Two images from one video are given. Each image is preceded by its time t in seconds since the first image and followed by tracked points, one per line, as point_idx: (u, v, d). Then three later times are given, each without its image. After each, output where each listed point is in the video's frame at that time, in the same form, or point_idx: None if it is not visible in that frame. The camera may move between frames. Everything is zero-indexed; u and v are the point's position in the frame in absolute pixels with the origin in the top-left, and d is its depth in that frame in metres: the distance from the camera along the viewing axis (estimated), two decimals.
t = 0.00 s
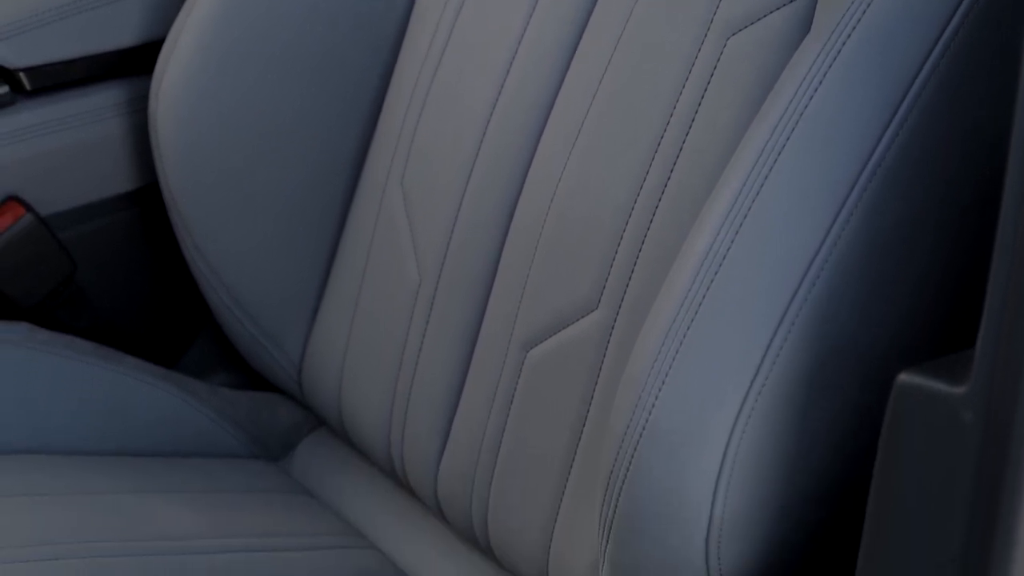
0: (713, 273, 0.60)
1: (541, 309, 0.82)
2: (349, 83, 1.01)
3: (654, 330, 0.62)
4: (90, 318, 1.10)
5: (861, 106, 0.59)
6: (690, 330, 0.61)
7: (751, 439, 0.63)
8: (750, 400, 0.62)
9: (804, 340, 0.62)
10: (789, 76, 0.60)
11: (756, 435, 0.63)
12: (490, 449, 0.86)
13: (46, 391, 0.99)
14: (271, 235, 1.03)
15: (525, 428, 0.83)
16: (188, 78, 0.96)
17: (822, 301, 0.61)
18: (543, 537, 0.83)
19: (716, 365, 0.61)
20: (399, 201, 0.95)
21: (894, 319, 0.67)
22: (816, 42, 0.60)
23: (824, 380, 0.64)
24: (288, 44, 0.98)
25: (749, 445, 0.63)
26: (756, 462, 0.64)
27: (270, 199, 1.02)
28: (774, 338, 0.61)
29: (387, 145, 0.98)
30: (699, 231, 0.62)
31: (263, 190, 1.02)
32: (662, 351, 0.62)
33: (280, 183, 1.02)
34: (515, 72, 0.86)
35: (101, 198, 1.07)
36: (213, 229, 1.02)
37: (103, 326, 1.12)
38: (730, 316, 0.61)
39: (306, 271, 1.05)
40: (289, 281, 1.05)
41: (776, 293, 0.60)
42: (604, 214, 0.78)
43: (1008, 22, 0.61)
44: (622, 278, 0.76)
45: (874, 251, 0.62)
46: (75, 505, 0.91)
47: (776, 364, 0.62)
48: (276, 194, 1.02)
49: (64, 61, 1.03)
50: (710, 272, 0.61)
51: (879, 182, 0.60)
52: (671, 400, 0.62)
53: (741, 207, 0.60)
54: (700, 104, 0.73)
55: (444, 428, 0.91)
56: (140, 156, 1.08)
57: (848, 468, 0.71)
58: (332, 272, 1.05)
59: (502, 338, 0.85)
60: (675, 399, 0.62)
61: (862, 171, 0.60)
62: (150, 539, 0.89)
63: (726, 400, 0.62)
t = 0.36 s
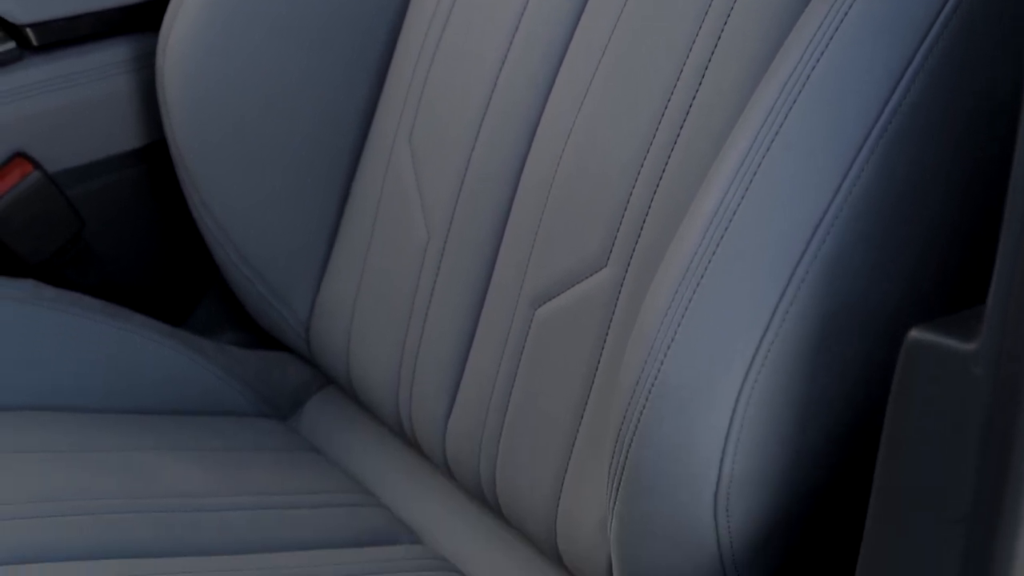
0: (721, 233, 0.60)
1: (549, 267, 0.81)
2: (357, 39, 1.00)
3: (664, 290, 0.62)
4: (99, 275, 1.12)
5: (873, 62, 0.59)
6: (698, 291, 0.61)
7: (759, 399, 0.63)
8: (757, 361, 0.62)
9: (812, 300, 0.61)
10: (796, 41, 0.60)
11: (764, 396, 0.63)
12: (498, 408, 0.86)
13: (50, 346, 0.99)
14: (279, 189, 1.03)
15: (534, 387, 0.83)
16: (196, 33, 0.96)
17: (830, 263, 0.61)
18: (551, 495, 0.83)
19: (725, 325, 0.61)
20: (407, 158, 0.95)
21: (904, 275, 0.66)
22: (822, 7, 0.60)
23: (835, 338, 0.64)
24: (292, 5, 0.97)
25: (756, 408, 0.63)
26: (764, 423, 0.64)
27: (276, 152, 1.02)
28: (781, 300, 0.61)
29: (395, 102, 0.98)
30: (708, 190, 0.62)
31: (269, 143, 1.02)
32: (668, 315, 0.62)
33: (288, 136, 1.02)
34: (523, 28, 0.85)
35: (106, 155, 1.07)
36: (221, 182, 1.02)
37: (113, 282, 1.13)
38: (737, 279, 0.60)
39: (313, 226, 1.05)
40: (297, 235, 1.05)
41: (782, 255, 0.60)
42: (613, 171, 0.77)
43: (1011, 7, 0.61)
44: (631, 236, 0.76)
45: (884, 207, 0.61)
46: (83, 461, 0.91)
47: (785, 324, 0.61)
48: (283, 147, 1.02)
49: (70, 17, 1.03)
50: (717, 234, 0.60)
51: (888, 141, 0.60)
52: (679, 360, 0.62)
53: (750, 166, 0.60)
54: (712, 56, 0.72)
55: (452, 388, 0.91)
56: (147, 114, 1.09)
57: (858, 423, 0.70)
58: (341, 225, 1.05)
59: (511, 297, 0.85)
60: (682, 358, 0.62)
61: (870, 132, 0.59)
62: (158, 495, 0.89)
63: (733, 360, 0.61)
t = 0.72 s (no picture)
0: (738, 188, 0.59)
1: (560, 231, 0.81)
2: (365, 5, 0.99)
3: (678, 248, 0.62)
4: (110, 238, 1.12)
5: (887, 21, 0.58)
6: (711, 253, 0.60)
7: (770, 362, 0.62)
8: (767, 327, 0.61)
9: (823, 265, 0.61)
10: None
11: (774, 361, 0.62)
12: (509, 371, 0.86)
13: (58, 307, 1.01)
14: (288, 150, 1.03)
15: (545, 350, 0.83)
16: None
17: (840, 226, 0.60)
18: (561, 458, 0.83)
19: (737, 289, 0.60)
20: (417, 120, 0.95)
21: (916, 235, 0.66)
22: None
23: (847, 301, 0.64)
24: None
25: (767, 373, 0.63)
26: (774, 388, 0.64)
27: (284, 114, 1.02)
28: (792, 266, 0.60)
29: (407, 63, 0.97)
30: (723, 145, 0.60)
31: (277, 106, 1.02)
32: (682, 273, 0.61)
33: (294, 96, 1.02)
34: None
35: (117, 117, 1.08)
36: (231, 140, 1.02)
37: (125, 244, 1.14)
38: (754, 239, 0.59)
39: (322, 186, 1.05)
40: (306, 197, 1.05)
41: (793, 219, 0.59)
42: (625, 133, 0.76)
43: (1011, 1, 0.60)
44: (642, 199, 0.75)
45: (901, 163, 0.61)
46: (93, 424, 0.91)
47: (796, 289, 0.61)
48: (291, 108, 1.02)
49: None
50: (735, 185, 0.59)
51: (906, 97, 0.59)
52: (692, 322, 0.61)
53: (765, 123, 0.59)
54: (727, 13, 0.70)
55: (462, 351, 0.91)
56: (156, 76, 1.09)
57: (869, 383, 0.70)
58: (350, 187, 1.05)
59: (522, 260, 0.84)
60: (695, 320, 0.61)
61: (886, 92, 0.58)
62: (169, 458, 0.89)
63: (744, 325, 0.61)
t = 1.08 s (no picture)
0: (754, 159, 0.59)
1: (574, 202, 0.81)
2: None
3: (693, 220, 0.61)
4: (123, 209, 1.13)
5: (897, 18, 0.57)
6: (725, 227, 0.60)
7: (786, 334, 0.62)
8: (783, 299, 0.61)
9: (839, 239, 0.60)
10: None
11: (791, 333, 0.62)
12: (523, 342, 0.86)
13: (73, 279, 1.01)
14: (301, 125, 1.04)
15: (560, 321, 0.82)
16: None
17: (856, 201, 0.60)
18: (575, 431, 0.83)
19: (752, 263, 0.60)
20: (433, 90, 0.94)
21: (932, 207, 0.65)
22: None
23: (862, 274, 0.63)
24: None
25: (782, 345, 0.63)
26: (790, 360, 0.64)
27: (294, 93, 1.02)
28: (807, 240, 0.60)
29: (422, 33, 0.97)
30: (738, 117, 0.60)
31: (288, 84, 1.02)
32: (696, 247, 0.61)
33: (302, 71, 1.02)
34: None
35: (128, 90, 1.08)
36: (244, 116, 1.03)
37: (137, 216, 1.14)
38: (769, 212, 0.59)
39: (337, 161, 1.05)
40: (320, 172, 1.05)
41: (809, 191, 0.59)
42: (641, 103, 0.75)
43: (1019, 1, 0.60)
44: (658, 169, 0.74)
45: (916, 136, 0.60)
46: (105, 395, 0.91)
47: (812, 261, 0.60)
48: (300, 87, 1.02)
49: None
50: (749, 160, 0.59)
51: (923, 70, 0.58)
52: (706, 296, 0.61)
53: (778, 99, 0.58)
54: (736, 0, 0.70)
55: (477, 322, 0.91)
56: (166, 47, 1.09)
57: (885, 355, 0.70)
58: (363, 163, 1.05)
59: (537, 231, 0.84)
60: (710, 295, 0.61)
61: (901, 66, 0.58)
62: (183, 428, 0.90)
63: (760, 298, 0.61)
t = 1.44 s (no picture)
0: (776, 125, 0.58)
1: (591, 172, 0.80)
2: None
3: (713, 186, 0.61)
4: (138, 179, 1.13)
5: None
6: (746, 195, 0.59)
7: (805, 305, 0.62)
8: (803, 268, 0.60)
9: (859, 209, 0.60)
10: None
11: (810, 303, 0.62)
12: (540, 313, 0.86)
13: (86, 250, 1.01)
14: (316, 97, 1.04)
15: (576, 292, 0.82)
16: None
17: (874, 173, 0.59)
18: (591, 404, 0.83)
19: (772, 232, 0.59)
20: (450, 61, 0.94)
21: (949, 182, 0.64)
22: None
23: (881, 245, 0.63)
24: None
25: (801, 315, 0.62)
26: (809, 330, 0.63)
27: (303, 66, 1.02)
28: (827, 209, 0.59)
29: (439, 5, 0.96)
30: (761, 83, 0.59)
31: (296, 57, 1.02)
32: (716, 214, 0.60)
33: (315, 41, 1.01)
34: None
35: (143, 61, 1.08)
36: (259, 88, 1.03)
37: (152, 186, 1.14)
38: (790, 181, 0.58)
39: (353, 133, 1.05)
40: (330, 147, 1.06)
41: (830, 160, 0.58)
42: (659, 76, 0.75)
43: None
44: (677, 140, 0.74)
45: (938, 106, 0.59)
46: (121, 366, 0.91)
47: (831, 233, 0.60)
48: (309, 61, 1.02)
49: None
50: (772, 126, 0.58)
51: (943, 45, 0.57)
52: (727, 263, 0.60)
53: (801, 64, 0.57)
54: None
55: (495, 292, 0.91)
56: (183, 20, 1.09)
57: (907, 320, 0.70)
58: (378, 137, 1.05)
59: (554, 200, 0.84)
60: (731, 262, 0.60)
61: (925, 32, 0.57)
62: (200, 398, 0.90)
63: (780, 267, 0.60)
